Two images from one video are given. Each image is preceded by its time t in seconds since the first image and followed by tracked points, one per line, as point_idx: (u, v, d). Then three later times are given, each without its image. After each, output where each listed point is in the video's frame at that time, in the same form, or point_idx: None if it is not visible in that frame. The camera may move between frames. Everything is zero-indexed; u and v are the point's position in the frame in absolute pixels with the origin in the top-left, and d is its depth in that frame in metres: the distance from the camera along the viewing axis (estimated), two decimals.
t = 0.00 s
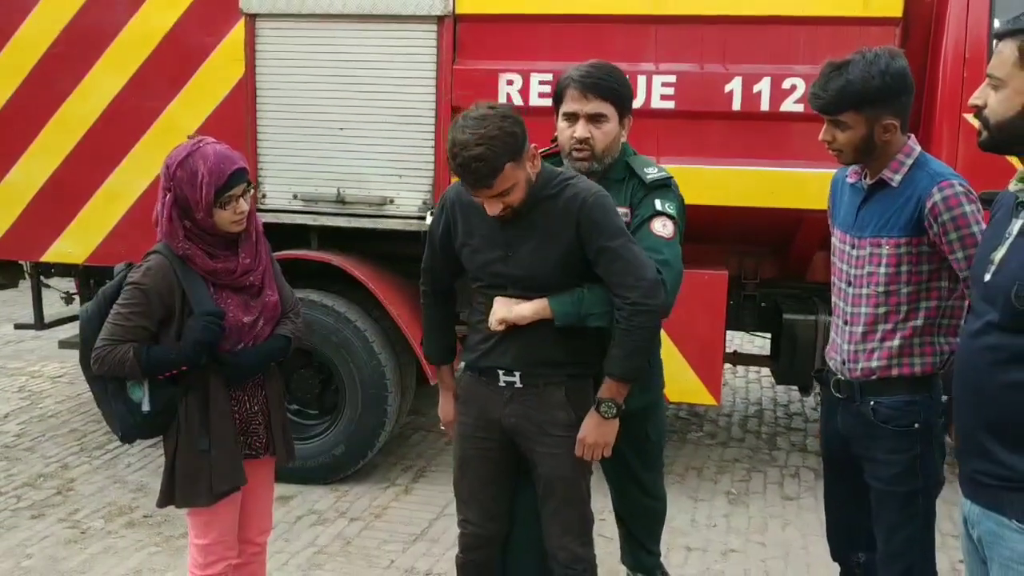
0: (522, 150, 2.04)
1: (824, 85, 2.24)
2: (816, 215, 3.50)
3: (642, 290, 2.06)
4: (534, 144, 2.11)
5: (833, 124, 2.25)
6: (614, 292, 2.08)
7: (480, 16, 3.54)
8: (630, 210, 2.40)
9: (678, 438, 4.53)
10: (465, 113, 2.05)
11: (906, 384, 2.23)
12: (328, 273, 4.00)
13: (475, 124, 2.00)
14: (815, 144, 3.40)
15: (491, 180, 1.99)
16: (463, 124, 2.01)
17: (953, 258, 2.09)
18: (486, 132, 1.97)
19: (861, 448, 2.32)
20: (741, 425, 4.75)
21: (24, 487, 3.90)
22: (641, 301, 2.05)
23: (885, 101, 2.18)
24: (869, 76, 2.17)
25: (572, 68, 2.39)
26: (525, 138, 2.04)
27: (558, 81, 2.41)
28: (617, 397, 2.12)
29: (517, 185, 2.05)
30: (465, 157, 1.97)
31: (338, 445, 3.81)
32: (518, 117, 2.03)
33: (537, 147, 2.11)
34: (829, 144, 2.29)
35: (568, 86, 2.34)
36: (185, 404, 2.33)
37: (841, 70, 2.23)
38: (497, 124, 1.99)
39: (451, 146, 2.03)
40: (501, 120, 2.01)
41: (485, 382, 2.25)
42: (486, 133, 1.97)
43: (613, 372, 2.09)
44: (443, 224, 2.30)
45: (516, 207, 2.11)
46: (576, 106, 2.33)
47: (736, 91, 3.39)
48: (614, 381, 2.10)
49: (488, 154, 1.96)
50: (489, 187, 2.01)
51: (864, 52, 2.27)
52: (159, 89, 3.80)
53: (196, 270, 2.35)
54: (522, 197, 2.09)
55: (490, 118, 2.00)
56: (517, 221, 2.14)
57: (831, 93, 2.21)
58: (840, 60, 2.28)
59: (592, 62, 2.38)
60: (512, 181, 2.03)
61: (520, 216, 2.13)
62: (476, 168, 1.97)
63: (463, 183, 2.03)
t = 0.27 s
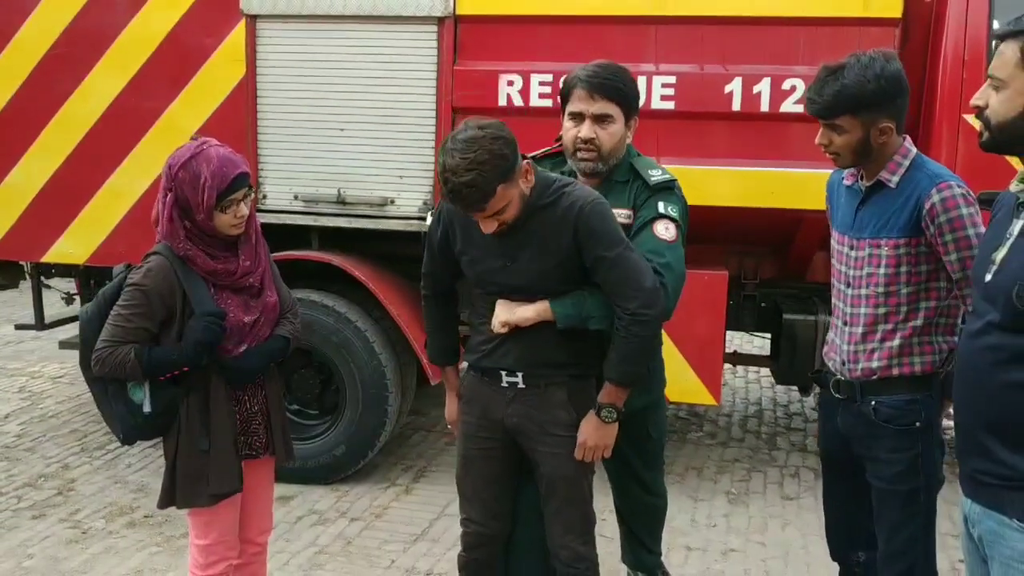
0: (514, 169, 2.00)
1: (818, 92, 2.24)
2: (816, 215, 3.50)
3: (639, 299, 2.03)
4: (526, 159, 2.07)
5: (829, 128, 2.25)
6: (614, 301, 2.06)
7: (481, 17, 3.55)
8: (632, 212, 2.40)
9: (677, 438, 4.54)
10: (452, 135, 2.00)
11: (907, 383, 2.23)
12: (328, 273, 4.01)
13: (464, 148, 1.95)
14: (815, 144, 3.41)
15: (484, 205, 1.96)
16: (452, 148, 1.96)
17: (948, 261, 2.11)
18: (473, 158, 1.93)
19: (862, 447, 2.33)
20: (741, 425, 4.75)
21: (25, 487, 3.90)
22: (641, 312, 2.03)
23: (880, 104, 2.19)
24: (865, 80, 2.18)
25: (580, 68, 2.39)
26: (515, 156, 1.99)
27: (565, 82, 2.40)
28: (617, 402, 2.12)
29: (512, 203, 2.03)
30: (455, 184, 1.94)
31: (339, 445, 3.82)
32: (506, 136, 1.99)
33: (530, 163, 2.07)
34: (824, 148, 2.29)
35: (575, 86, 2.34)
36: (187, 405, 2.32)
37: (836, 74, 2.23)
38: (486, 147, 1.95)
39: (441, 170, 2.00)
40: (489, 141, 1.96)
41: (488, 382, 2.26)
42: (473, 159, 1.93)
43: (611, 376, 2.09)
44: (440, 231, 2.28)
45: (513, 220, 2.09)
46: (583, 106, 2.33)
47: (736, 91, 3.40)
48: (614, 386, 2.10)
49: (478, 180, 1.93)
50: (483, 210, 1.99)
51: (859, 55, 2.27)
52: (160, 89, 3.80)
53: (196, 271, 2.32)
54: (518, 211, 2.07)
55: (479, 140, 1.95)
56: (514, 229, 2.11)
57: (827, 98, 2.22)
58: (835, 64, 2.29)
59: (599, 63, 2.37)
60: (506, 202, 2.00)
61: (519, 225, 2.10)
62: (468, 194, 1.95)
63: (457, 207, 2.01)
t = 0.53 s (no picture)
0: (509, 183, 1.96)
1: (818, 91, 2.25)
2: (816, 215, 3.51)
3: (642, 302, 2.03)
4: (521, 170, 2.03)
5: (829, 127, 2.25)
6: (616, 304, 2.05)
7: (481, 18, 3.55)
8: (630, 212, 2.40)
9: (677, 438, 4.54)
10: (445, 147, 1.95)
11: (908, 383, 2.24)
12: (328, 273, 4.01)
13: (458, 162, 1.90)
14: (814, 144, 3.41)
15: (480, 220, 1.93)
16: (446, 161, 1.92)
17: (940, 264, 2.12)
18: (468, 173, 1.88)
19: (862, 446, 2.33)
20: (740, 425, 4.76)
21: (25, 488, 3.90)
22: (643, 315, 2.02)
23: (880, 104, 2.19)
24: (864, 80, 2.18)
25: (577, 67, 2.40)
26: (510, 168, 1.95)
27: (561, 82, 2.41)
28: (621, 403, 2.13)
29: (507, 215, 2.00)
30: (449, 199, 1.90)
31: (339, 445, 3.82)
32: (501, 148, 1.94)
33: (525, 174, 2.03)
34: (825, 147, 2.30)
35: (572, 84, 2.35)
36: (186, 405, 2.31)
37: (836, 74, 2.24)
38: (481, 161, 1.90)
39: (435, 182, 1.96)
40: (484, 155, 1.91)
41: (488, 383, 2.25)
42: (468, 175, 1.88)
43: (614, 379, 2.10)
44: (436, 237, 2.27)
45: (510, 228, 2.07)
46: (580, 104, 2.34)
47: (735, 91, 3.40)
48: (616, 388, 2.11)
49: (473, 196, 1.89)
50: (478, 224, 1.95)
51: (858, 55, 2.28)
52: (160, 90, 3.81)
53: (192, 268, 2.31)
54: (512, 222, 2.05)
55: (474, 154, 1.90)
56: (512, 235, 2.09)
57: (826, 98, 2.22)
58: (834, 64, 2.29)
59: (597, 62, 2.38)
60: (502, 214, 1.97)
61: (517, 230, 2.08)
62: (463, 209, 1.91)
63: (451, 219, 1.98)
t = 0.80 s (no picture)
0: (502, 189, 1.95)
1: (817, 88, 2.26)
2: (814, 215, 3.51)
3: (638, 307, 2.03)
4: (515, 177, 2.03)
5: (827, 126, 2.26)
6: (613, 308, 2.05)
7: (479, 18, 3.55)
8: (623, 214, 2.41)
9: (675, 438, 4.54)
10: (438, 155, 1.95)
11: (904, 382, 2.24)
12: (327, 274, 4.01)
13: (451, 169, 1.90)
14: (812, 145, 3.41)
15: (473, 228, 1.93)
16: (439, 169, 1.91)
17: (938, 264, 2.12)
18: (461, 182, 1.88)
19: (860, 445, 2.33)
20: (739, 425, 4.76)
21: (23, 488, 3.90)
22: (639, 320, 2.03)
23: (879, 103, 2.20)
24: (862, 78, 2.19)
25: (571, 68, 2.40)
26: (503, 176, 1.95)
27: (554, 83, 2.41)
28: (618, 405, 2.13)
29: (500, 222, 2.00)
30: (442, 207, 1.90)
31: (337, 444, 3.82)
32: (495, 156, 1.94)
33: (519, 182, 2.03)
34: (822, 146, 2.30)
35: (564, 86, 2.35)
36: (181, 405, 2.30)
37: (835, 72, 2.24)
38: (473, 169, 1.90)
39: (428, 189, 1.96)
40: (477, 163, 1.91)
41: (484, 383, 2.25)
42: (461, 183, 1.88)
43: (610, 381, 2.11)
44: (431, 238, 2.23)
45: (504, 233, 2.06)
46: (573, 106, 2.34)
47: (733, 91, 3.41)
48: (614, 391, 2.12)
49: (466, 204, 1.89)
50: (470, 231, 1.95)
51: (857, 54, 2.28)
52: (158, 90, 3.81)
53: (188, 267, 2.30)
54: (505, 230, 2.04)
55: (466, 161, 1.90)
56: (508, 238, 2.08)
57: (825, 95, 2.23)
58: (833, 63, 2.30)
59: (589, 63, 2.39)
60: (494, 222, 1.97)
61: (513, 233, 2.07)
62: (455, 218, 1.91)
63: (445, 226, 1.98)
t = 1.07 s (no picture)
0: (496, 195, 1.96)
1: (812, 81, 2.27)
2: (810, 216, 3.52)
3: (631, 311, 2.03)
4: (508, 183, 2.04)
5: (821, 120, 2.27)
6: (607, 312, 2.06)
7: (475, 18, 3.56)
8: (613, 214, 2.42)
9: (672, 437, 4.55)
10: (432, 160, 1.96)
11: (899, 382, 2.25)
12: (325, 274, 4.02)
13: (444, 175, 1.91)
14: (807, 145, 3.43)
15: (466, 234, 1.94)
16: (432, 175, 1.92)
17: (937, 266, 2.13)
18: (454, 188, 1.89)
19: (856, 444, 2.34)
20: (735, 425, 4.77)
21: (20, 488, 3.91)
22: (633, 324, 2.03)
23: (873, 97, 2.21)
24: (858, 73, 2.20)
25: (552, 72, 2.39)
26: (496, 182, 1.96)
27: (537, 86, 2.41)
28: (611, 409, 2.13)
29: (494, 227, 2.00)
30: (435, 213, 1.91)
31: (334, 444, 3.83)
32: (488, 162, 1.95)
33: (512, 188, 2.04)
34: (816, 141, 2.32)
35: (547, 91, 2.35)
36: (177, 405, 2.30)
37: (830, 66, 2.25)
38: (467, 175, 1.90)
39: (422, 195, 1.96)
40: (470, 169, 1.92)
41: (480, 383, 2.26)
42: (454, 189, 1.89)
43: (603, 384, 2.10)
44: (425, 240, 2.22)
45: (498, 238, 2.07)
46: (556, 112, 2.33)
47: (729, 92, 3.42)
48: (608, 394, 2.11)
49: (459, 210, 1.90)
50: (464, 237, 1.96)
51: (853, 50, 2.30)
52: (155, 91, 3.81)
53: (182, 269, 2.31)
54: (499, 235, 2.05)
55: (459, 167, 1.91)
56: (502, 240, 2.08)
57: (820, 89, 2.24)
58: (828, 58, 2.31)
59: (570, 67, 2.38)
60: (488, 227, 1.97)
61: (507, 235, 2.08)
62: (448, 224, 1.92)
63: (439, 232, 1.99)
